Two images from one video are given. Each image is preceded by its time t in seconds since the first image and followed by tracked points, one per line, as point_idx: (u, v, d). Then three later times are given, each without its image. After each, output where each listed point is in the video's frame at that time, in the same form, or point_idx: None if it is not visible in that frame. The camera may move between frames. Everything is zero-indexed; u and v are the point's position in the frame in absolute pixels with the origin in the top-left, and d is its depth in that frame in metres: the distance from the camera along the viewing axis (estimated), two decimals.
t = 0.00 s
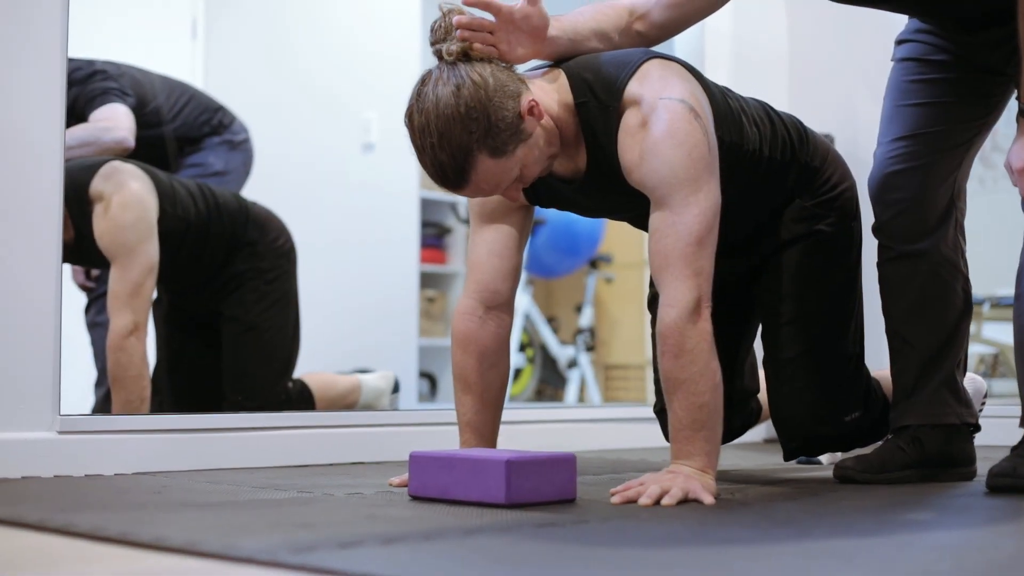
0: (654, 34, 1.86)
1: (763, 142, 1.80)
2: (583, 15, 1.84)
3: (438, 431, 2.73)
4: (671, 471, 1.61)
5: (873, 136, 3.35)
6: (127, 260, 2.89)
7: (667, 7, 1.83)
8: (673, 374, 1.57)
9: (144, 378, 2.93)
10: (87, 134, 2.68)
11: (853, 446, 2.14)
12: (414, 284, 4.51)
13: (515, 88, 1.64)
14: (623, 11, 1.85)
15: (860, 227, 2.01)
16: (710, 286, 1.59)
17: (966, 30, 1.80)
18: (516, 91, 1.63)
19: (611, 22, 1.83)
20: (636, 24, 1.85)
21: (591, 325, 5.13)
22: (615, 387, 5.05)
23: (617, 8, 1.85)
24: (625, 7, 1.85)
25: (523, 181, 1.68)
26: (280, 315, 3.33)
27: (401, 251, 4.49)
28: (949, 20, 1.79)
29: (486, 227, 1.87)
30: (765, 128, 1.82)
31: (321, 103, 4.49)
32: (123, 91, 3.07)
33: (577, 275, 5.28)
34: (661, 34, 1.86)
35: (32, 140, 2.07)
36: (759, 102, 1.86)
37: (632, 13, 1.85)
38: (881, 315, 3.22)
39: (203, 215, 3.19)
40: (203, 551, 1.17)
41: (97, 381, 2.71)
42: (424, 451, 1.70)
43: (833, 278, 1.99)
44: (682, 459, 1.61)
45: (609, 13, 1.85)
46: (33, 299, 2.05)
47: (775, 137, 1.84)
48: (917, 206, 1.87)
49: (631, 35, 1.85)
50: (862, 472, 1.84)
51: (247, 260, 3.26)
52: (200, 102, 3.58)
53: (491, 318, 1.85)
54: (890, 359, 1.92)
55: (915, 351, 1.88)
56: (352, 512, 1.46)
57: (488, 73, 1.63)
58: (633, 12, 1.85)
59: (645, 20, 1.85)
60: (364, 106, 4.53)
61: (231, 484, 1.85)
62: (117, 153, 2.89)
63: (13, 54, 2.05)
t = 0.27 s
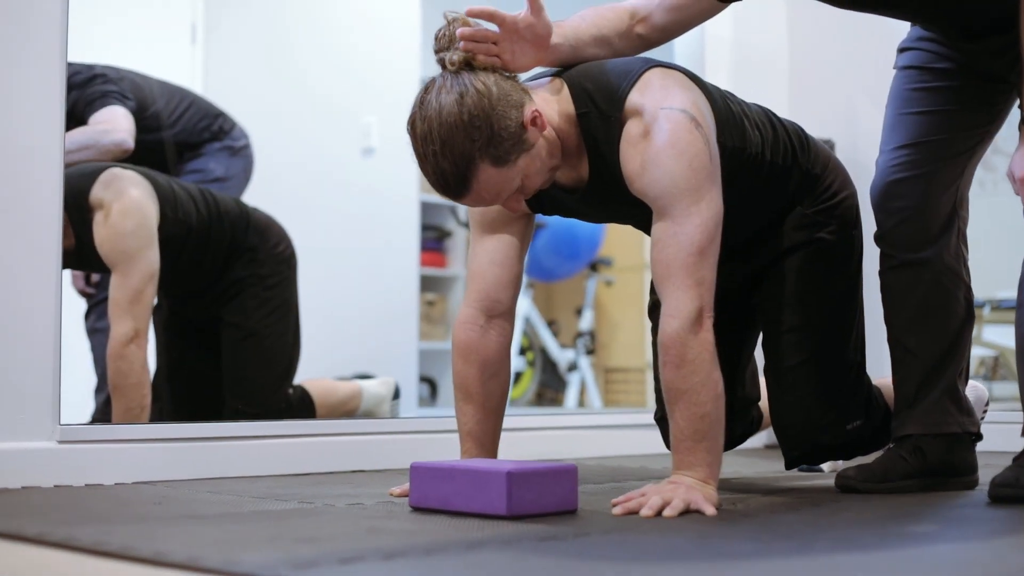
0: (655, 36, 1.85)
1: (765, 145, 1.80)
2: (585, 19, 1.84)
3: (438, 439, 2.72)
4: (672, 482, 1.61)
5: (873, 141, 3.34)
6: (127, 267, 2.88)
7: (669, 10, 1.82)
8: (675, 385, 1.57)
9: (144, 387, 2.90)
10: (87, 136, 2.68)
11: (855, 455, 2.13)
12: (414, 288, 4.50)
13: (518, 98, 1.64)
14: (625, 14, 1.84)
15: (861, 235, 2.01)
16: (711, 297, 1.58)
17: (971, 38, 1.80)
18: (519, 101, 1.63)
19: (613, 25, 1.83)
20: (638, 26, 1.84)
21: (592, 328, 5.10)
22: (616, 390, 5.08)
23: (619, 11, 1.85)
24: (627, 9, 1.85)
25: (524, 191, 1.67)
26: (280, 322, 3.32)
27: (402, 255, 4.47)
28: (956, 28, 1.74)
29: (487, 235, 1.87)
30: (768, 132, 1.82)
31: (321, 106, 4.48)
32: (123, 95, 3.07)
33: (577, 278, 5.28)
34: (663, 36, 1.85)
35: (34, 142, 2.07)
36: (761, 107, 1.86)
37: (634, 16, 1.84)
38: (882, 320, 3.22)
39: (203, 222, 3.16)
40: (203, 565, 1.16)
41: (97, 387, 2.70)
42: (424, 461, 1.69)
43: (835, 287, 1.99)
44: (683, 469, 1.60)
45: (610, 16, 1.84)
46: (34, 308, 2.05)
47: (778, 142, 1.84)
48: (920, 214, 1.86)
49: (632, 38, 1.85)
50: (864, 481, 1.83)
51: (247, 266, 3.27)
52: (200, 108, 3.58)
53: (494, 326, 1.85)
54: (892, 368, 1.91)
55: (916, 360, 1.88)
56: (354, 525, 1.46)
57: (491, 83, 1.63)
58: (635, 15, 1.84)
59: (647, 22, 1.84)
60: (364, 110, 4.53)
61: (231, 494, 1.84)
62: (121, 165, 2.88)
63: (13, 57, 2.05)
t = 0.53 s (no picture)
0: (658, 38, 1.83)
1: (769, 132, 1.81)
2: (587, 19, 1.83)
3: (439, 446, 2.71)
4: (675, 492, 1.60)
5: (874, 146, 3.34)
6: (127, 274, 2.87)
7: (672, 11, 1.80)
8: (677, 394, 1.56)
9: (146, 394, 2.91)
10: (88, 136, 2.66)
11: (856, 459, 2.12)
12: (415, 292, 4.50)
13: (525, 105, 1.64)
14: (628, 14, 1.83)
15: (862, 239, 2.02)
16: (713, 305, 1.58)
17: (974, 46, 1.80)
18: (526, 108, 1.63)
19: (617, 25, 1.82)
20: (641, 27, 1.82)
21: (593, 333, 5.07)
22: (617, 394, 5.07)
23: (622, 10, 1.83)
24: (630, 9, 1.83)
25: (531, 199, 1.68)
26: (282, 324, 3.34)
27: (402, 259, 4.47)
28: (957, 38, 1.74)
29: (489, 238, 1.86)
30: (773, 127, 1.84)
31: (320, 110, 4.48)
32: (125, 98, 3.07)
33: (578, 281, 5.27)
34: (667, 38, 1.83)
35: (34, 145, 2.07)
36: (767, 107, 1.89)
37: (637, 16, 1.82)
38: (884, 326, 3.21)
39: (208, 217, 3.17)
40: None
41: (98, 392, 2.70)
42: (426, 472, 1.69)
43: (836, 290, 1.99)
44: (685, 479, 1.59)
45: (613, 16, 1.83)
46: (34, 315, 2.04)
47: (782, 137, 1.86)
48: (923, 224, 1.86)
49: (635, 38, 1.83)
50: (867, 490, 1.83)
51: (250, 267, 3.28)
52: (201, 114, 3.58)
53: (494, 336, 1.85)
54: (895, 377, 1.91)
55: (920, 369, 1.87)
56: (357, 537, 1.45)
57: (498, 89, 1.62)
58: (638, 15, 1.82)
59: (650, 23, 1.82)
60: (365, 114, 4.53)
61: (233, 504, 1.84)
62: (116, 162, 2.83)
63: (13, 58, 2.05)
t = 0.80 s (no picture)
0: (660, 36, 1.83)
1: (773, 130, 1.82)
2: (587, 19, 1.83)
3: (440, 451, 2.71)
4: (677, 502, 1.59)
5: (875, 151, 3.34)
6: (127, 280, 2.87)
7: (675, 12, 1.81)
8: (680, 404, 1.56)
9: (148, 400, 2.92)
10: (87, 136, 2.63)
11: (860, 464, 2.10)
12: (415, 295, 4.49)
13: (531, 114, 1.63)
14: (631, 13, 1.82)
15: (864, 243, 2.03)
16: (716, 314, 1.57)
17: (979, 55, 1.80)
18: (532, 117, 1.63)
19: (620, 24, 1.81)
20: (643, 25, 1.82)
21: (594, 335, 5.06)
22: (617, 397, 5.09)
23: (624, 9, 1.83)
24: (632, 8, 1.83)
25: (537, 208, 1.68)
26: (284, 326, 3.34)
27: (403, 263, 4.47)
28: (961, 45, 1.74)
29: (492, 244, 1.86)
30: (778, 127, 1.86)
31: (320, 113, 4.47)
32: (125, 98, 3.07)
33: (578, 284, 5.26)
34: (668, 36, 1.83)
35: (32, 145, 2.06)
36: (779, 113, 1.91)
37: (639, 15, 1.82)
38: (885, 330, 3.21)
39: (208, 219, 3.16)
40: None
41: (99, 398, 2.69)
42: (429, 481, 1.69)
43: (839, 292, 1.99)
44: (688, 489, 1.58)
45: (614, 15, 1.82)
46: (35, 323, 2.04)
47: (785, 138, 1.87)
48: (927, 231, 1.86)
49: (637, 37, 1.82)
50: (869, 499, 1.83)
51: (251, 270, 3.27)
52: (202, 119, 3.57)
53: (498, 343, 1.84)
54: (897, 384, 1.91)
55: (923, 377, 1.87)
56: (358, 548, 1.45)
57: (503, 98, 1.62)
58: (640, 14, 1.82)
59: (652, 22, 1.82)
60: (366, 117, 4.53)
61: (234, 513, 1.83)
62: (117, 167, 2.79)
63: (13, 56, 2.05)
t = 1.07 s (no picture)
0: (655, 34, 1.78)
1: (772, 133, 1.81)
2: (585, 23, 1.81)
3: (440, 458, 2.71)
4: (677, 512, 1.58)
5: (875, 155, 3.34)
6: (126, 287, 2.85)
7: (673, 9, 1.75)
8: (678, 414, 1.55)
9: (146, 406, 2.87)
10: (82, 137, 2.63)
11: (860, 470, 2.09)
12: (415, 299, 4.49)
13: (530, 126, 1.63)
14: (628, 10, 1.78)
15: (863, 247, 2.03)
16: (714, 322, 1.56)
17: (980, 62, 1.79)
18: (531, 129, 1.62)
19: (616, 27, 1.79)
20: (640, 24, 1.78)
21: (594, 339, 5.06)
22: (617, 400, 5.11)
23: (621, 9, 1.78)
24: (630, 5, 1.78)
25: (538, 218, 1.68)
26: (282, 330, 3.29)
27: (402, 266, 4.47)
28: (964, 54, 1.74)
29: (490, 254, 1.86)
30: (777, 130, 1.84)
31: (320, 117, 4.47)
32: (123, 100, 3.06)
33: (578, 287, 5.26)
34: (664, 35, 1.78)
35: (31, 147, 2.06)
36: (779, 117, 1.90)
37: (637, 13, 1.77)
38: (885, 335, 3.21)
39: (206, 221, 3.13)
40: None
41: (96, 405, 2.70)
42: (429, 490, 1.69)
43: (839, 298, 1.99)
44: (688, 499, 1.58)
45: (612, 16, 1.80)
46: (34, 329, 2.04)
47: (784, 142, 1.86)
48: (926, 240, 1.85)
49: (634, 36, 1.79)
50: (869, 508, 1.82)
51: (249, 274, 3.25)
52: (202, 124, 3.55)
53: (498, 351, 1.84)
54: (898, 392, 1.90)
55: (922, 385, 1.86)
56: (357, 560, 1.44)
57: (502, 111, 1.62)
58: (638, 12, 1.77)
59: (649, 21, 1.77)
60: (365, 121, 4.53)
61: (233, 522, 1.83)
62: (114, 171, 2.76)
63: (12, 56, 2.04)
